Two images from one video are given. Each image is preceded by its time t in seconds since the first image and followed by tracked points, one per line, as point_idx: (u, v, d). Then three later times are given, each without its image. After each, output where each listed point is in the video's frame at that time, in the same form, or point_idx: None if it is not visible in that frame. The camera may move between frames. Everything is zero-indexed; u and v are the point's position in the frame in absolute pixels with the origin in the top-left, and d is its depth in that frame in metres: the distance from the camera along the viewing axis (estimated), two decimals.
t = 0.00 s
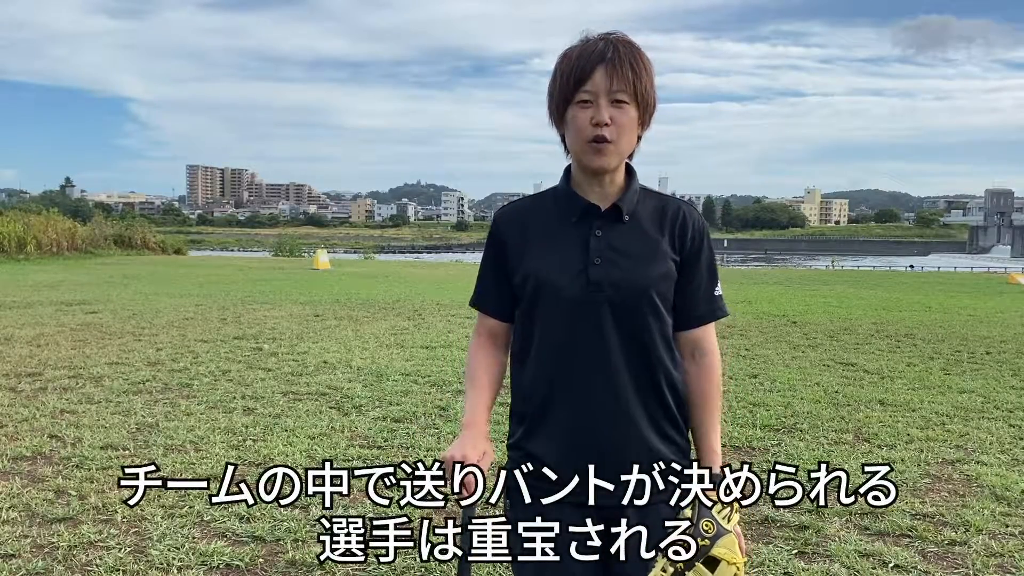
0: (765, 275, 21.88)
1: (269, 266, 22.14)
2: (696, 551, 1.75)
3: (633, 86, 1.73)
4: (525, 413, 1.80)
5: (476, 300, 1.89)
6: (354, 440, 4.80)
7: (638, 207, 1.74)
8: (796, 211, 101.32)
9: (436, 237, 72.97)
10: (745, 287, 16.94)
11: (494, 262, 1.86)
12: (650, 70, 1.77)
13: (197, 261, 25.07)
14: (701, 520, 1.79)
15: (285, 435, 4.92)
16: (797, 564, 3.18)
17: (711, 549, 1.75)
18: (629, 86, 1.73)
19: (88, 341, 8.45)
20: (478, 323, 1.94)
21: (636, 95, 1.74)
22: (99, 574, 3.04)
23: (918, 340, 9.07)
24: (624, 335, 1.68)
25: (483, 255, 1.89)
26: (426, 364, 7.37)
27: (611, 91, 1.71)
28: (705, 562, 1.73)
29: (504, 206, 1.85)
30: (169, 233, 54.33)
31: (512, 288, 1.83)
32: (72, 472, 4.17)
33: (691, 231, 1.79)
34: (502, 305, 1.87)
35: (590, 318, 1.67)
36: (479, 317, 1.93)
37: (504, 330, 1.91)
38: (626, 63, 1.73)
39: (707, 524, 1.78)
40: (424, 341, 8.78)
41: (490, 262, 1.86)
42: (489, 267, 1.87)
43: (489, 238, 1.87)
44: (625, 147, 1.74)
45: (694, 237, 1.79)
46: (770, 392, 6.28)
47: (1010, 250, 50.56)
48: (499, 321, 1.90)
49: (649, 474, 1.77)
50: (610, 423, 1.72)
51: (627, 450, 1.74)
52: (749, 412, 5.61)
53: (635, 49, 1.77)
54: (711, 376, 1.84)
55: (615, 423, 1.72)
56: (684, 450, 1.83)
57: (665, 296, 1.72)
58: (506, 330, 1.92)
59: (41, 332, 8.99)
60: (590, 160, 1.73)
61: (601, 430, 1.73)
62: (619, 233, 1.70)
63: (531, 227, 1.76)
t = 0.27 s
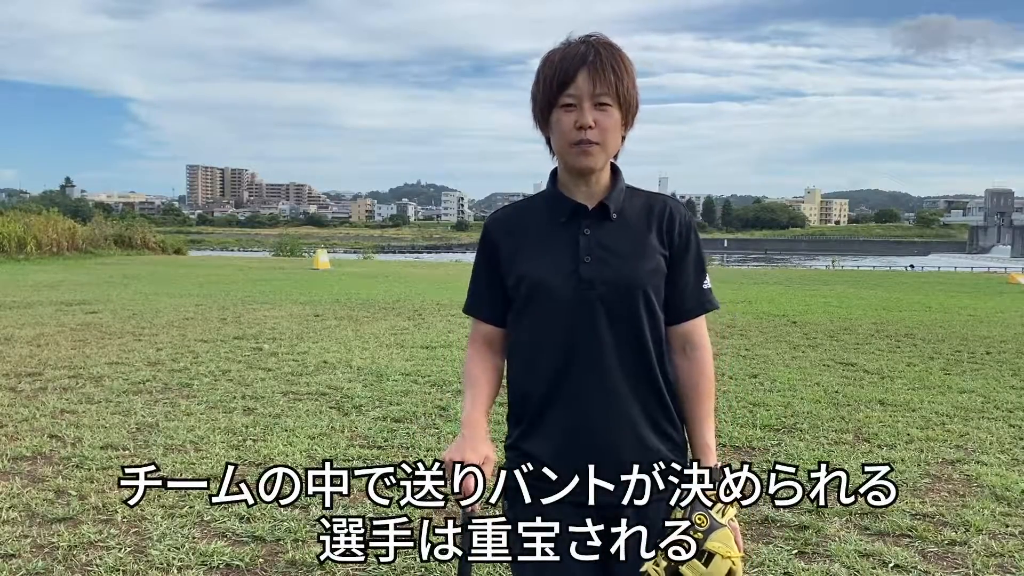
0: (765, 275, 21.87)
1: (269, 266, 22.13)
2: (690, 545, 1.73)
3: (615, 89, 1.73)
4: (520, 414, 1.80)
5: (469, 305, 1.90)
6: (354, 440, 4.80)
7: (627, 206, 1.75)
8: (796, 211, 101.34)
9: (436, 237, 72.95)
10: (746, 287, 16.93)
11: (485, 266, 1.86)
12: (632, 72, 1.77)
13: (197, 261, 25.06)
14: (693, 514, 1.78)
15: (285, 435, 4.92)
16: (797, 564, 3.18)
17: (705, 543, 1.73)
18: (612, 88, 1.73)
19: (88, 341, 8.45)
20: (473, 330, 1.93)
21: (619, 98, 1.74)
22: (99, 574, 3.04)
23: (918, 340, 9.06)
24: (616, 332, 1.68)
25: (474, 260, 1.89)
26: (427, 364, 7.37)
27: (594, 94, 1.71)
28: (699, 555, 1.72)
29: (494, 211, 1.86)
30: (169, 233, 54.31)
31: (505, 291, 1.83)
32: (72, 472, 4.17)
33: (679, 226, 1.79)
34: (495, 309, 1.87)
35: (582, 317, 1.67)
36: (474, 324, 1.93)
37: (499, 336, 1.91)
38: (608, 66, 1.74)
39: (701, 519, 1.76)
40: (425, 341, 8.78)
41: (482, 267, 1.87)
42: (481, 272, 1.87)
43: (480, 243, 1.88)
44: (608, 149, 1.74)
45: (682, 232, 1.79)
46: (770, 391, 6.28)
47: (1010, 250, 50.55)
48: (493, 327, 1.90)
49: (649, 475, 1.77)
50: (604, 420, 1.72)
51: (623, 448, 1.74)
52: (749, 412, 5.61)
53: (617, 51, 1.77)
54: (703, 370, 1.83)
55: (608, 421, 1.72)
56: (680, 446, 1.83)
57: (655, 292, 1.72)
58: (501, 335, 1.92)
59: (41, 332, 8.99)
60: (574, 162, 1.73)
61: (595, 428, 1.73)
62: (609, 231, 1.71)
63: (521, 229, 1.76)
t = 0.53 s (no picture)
0: (766, 275, 21.85)
1: (269, 266, 22.13)
2: (682, 541, 1.75)
3: (611, 90, 1.73)
4: (516, 414, 1.81)
5: (463, 306, 1.90)
6: (354, 440, 4.80)
7: (623, 205, 1.75)
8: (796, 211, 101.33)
9: (436, 237, 72.93)
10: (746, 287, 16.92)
11: (480, 267, 1.86)
12: (628, 73, 1.77)
13: (197, 261, 25.05)
14: (685, 510, 1.79)
15: (285, 434, 4.92)
16: (797, 564, 3.18)
17: (696, 539, 1.74)
18: (607, 89, 1.73)
19: (89, 341, 8.45)
20: (464, 329, 1.96)
21: (614, 99, 1.75)
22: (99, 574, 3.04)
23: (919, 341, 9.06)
24: (612, 332, 1.68)
25: (468, 261, 1.89)
26: (427, 364, 7.37)
27: (588, 95, 1.71)
28: (691, 552, 1.73)
29: (488, 212, 1.85)
30: (169, 233, 54.29)
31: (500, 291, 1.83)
32: (72, 472, 4.17)
33: (673, 224, 1.79)
34: (490, 309, 1.88)
35: (578, 316, 1.67)
36: (466, 322, 1.95)
37: (489, 337, 1.93)
38: (603, 67, 1.74)
39: (692, 514, 1.78)
40: (425, 341, 8.77)
41: (477, 267, 1.87)
42: (476, 272, 1.87)
43: (475, 243, 1.87)
44: (603, 149, 1.74)
45: (676, 231, 1.80)
46: (770, 391, 6.28)
47: (1011, 249, 50.53)
48: (486, 327, 1.91)
49: (649, 474, 1.77)
50: (601, 419, 1.72)
51: (620, 447, 1.74)
52: (749, 412, 5.61)
53: (613, 52, 1.77)
54: (698, 367, 1.84)
55: (605, 419, 1.72)
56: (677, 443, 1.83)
57: (650, 290, 1.72)
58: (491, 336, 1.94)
59: (41, 332, 8.99)
60: (569, 162, 1.73)
61: (592, 427, 1.73)
62: (605, 230, 1.71)
63: (516, 229, 1.76)
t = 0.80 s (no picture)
0: (766, 275, 21.85)
1: (270, 266, 22.12)
2: (683, 541, 1.75)
3: (619, 90, 1.73)
4: (521, 413, 1.80)
5: (466, 303, 1.90)
6: (354, 440, 4.80)
7: (629, 207, 1.75)
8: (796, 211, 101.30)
9: (436, 237, 72.92)
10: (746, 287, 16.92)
11: (485, 265, 1.86)
12: (637, 73, 1.77)
13: (197, 261, 25.05)
14: (687, 510, 1.79)
15: (285, 434, 4.92)
16: (797, 564, 3.18)
17: (698, 539, 1.74)
18: (616, 89, 1.73)
19: (89, 341, 8.45)
20: (462, 324, 1.96)
21: (623, 99, 1.74)
22: (99, 574, 3.04)
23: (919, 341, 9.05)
24: (619, 332, 1.68)
25: (472, 259, 1.89)
26: (427, 364, 7.37)
27: (598, 95, 1.71)
28: (692, 552, 1.73)
29: (493, 210, 1.85)
30: (169, 233, 54.28)
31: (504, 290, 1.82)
32: (72, 472, 4.17)
33: (680, 226, 1.79)
34: (494, 307, 1.89)
35: (585, 316, 1.67)
36: (464, 318, 1.95)
37: (486, 334, 1.94)
38: (612, 66, 1.73)
39: (695, 515, 1.78)
40: (425, 341, 8.77)
41: (481, 266, 1.86)
42: (480, 270, 1.87)
43: (479, 241, 1.87)
44: (612, 149, 1.74)
45: (683, 232, 1.80)
46: (770, 391, 6.28)
47: (1011, 249, 50.52)
48: (485, 324, 1.92)
49: (649, 474, 1.77)
50: (606, 419, 1.72)
51: (625, 447, 1.74)
52: (749, 412, 5.61)
53: (622, 51, 1.77)
54: (703, 368, 1.84)
55: (611, 420, 1.72)
56: (682, 445, 1.83)
57: (657, 292, 1.72)
58: (488, 335, 1.95)
59: (41, 332, 8.98)
60: (578, 162, 1.73)
61: (598, 428, 1.73)
62: (612, 231, 1.71)
63: (522, 228, 1.76)
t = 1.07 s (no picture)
0: (766, 275, 21.84)
1: (270, 267, 22.12)
2: (690, 543, 1.77)
3: (632, 89, 1.72)
4: (533, 412, 1.80)
5: (478, 299, 1.90)
6: (354, 440, 4.80)
7: (644, 208, 1.74)
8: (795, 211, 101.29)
9: (436, 237, 72.91)
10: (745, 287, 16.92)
11: (500, 263, 1.85)
12: (649, 70, 1.76)
13: (197, 262, 25.05)
14: (695, 513, 1.81)
15: (285, 434, 4.92)
16: (797, 564, 3.18)
17: (706, 542, 1.77)
18: (628, 88, 1.72)
19: (89, 341, 8.44)
20: (472, 319, 1.95)
21: (636, 97, 1.74)
22: (99, 574, 3.04)
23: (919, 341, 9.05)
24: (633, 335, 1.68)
25: (486, 255, 1.88)
26: (427, 364, 7.37)
27: (610, 95, 1.71)
28: (699, 554, 1.75)
29: (509, 207, 1.85)
30: (169, 233, 54.28)
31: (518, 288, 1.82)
32: (72, 472, 4.17)
33: (696, 230, 1.79)
34: (506, 304, 1.89)
35: (600, 319, 1.67)
36: (474, 312, 1.94)
37: (496, 329, 1.94)
38: (624, 65, 1.72)
39: (703, 518, 1.80)
40: (425, 341, 8.78)
41: (495, 263, 1.86)
42: (494, 267, 1.87)
43: (494, 239, 1.87)
44: (627, 148, 1.73)
45: (699, 236, 1.79)
46: (770, 391, 6.28)
47: (1011, 249, 50.52)
48: (497, 320, 1.92)
49: (649, 474, 1.76)
50: (619, 421, 1.72)
51: (637, 450, 1.74)
52: (749, 412, 5.61)
53: (633, 49, 1.76)
54: (716, 372, 1.82)
55: (624, 422, 1.72)
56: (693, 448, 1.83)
57: (671, 295, 1.72)
58: (498, 331, 1.95)
59: (41, 332, 8.98)
60: (592, 163, 1.73)
61: (610, 430, 1.73)
62: (627, 234, 1.70)
63: (537, 228, 1.76)
